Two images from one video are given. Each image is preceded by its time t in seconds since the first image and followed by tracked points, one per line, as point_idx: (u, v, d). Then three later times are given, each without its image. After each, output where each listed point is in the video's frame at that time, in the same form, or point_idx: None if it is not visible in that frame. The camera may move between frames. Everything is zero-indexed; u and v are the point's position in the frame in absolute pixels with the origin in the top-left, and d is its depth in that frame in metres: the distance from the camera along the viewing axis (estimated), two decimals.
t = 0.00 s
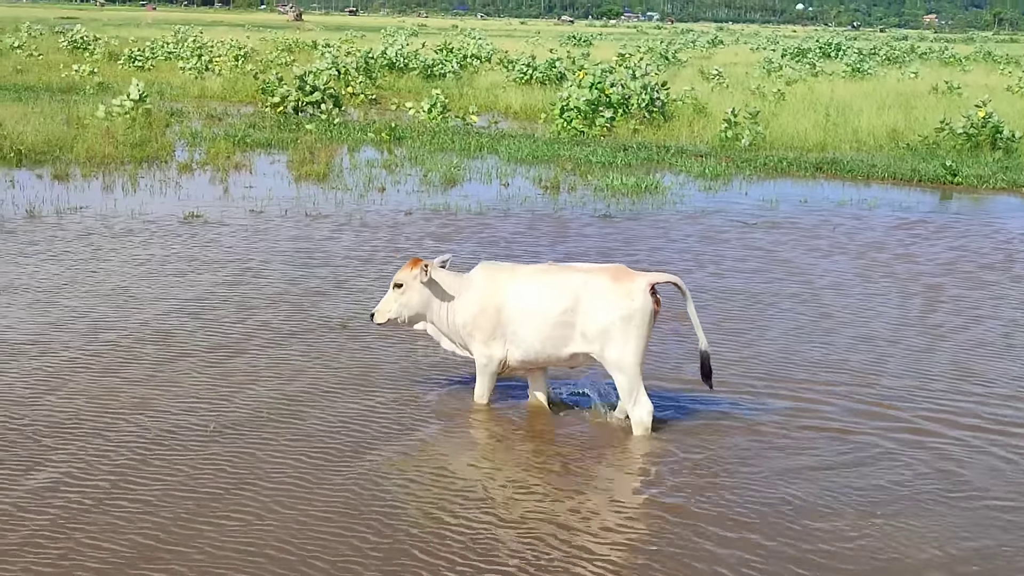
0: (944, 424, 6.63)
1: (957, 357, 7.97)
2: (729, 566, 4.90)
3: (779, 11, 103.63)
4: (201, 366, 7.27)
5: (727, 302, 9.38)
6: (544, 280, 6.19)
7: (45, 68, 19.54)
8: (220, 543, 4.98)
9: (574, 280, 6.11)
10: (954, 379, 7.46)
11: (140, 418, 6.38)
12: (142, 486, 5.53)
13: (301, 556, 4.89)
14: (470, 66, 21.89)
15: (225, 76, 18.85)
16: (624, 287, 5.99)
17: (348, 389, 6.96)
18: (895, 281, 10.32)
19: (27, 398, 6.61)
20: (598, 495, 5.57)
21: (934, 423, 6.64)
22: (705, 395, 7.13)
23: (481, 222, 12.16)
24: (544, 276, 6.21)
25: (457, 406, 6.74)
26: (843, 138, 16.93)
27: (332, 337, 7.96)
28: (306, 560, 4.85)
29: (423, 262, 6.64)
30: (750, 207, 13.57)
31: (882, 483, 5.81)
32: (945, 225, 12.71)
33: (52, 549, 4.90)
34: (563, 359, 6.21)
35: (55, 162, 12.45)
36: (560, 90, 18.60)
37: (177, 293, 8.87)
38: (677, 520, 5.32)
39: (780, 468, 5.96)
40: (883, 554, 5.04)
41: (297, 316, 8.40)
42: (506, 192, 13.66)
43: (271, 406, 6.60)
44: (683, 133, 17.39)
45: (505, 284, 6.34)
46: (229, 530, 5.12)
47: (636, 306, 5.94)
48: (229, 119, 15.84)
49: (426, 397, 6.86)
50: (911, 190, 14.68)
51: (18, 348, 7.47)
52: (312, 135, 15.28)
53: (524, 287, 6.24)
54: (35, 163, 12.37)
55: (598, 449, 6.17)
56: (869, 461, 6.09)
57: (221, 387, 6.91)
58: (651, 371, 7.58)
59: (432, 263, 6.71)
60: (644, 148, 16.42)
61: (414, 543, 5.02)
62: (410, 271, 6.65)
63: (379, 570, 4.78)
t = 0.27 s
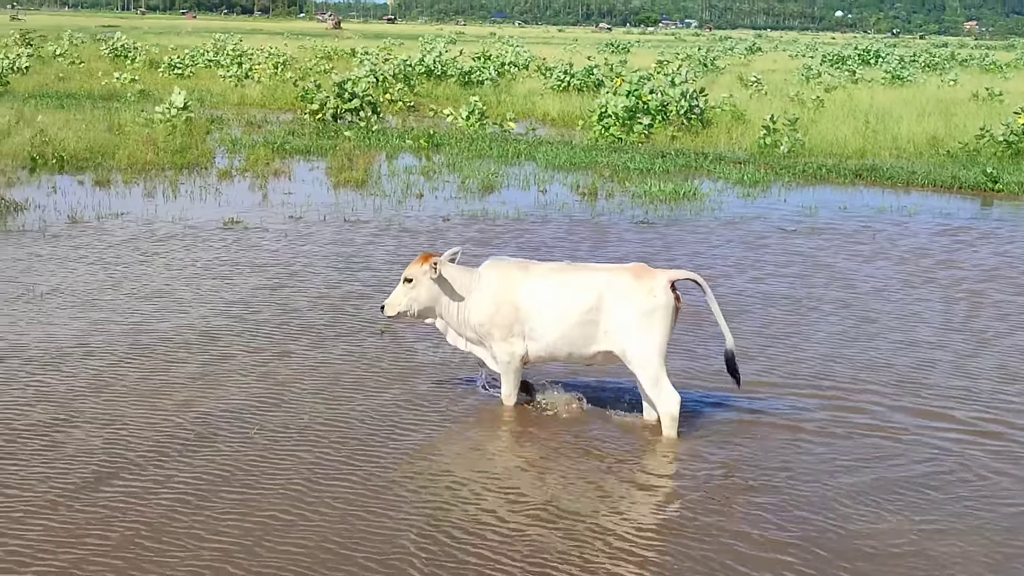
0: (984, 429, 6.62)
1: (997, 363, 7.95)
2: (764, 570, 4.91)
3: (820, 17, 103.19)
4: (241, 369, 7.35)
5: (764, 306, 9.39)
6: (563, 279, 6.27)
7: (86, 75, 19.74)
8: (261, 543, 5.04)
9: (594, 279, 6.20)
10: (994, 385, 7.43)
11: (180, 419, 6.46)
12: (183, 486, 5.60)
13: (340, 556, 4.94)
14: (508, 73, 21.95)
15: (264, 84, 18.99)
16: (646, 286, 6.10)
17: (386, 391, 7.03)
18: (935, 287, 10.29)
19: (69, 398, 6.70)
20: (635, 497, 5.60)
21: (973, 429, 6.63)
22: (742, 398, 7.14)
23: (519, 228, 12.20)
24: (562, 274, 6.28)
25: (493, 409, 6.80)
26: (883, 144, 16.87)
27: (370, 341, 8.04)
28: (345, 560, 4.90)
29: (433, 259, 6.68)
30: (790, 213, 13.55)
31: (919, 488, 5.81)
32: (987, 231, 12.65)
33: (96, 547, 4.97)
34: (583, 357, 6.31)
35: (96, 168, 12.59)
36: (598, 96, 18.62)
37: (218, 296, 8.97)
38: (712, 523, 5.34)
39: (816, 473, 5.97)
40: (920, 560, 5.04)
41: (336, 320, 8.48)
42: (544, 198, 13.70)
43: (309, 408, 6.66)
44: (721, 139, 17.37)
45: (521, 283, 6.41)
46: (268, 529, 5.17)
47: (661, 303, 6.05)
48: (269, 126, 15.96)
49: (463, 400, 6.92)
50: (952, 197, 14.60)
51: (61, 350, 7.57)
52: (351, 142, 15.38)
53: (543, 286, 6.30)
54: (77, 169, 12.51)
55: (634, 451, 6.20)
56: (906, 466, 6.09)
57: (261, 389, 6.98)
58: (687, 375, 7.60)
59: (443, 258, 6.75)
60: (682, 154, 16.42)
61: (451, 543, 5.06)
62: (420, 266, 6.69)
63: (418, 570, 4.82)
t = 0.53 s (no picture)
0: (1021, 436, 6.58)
1: None
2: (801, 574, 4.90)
3: (858, 23, 102.75)
4: (278, 372, 7.40)
5: (801, 312, 9.37)
6: (584, 277, 6.39)
7: (124, 82, 19.91)
8: (300, 544, 5.07)
9: (613, 274, 6.30)
10: None
11: (218, 421, 6.51)
12: (222, 487, 5.64)
13: (378, 557, 4.97)
14: (543, 80, 21.98)
15: (300, 91, 19.10)
16: (662, 278, 6.17)
17: (422, 395, 7.06)
18: (972, 294, 10.23)
19: (105, 400, 6.76)
20: (671, 500, 5.61)
21: (1009, 435, 6.59)
22: (778, 401, 7.14)
23: (555, 234, 12.23)
24: (583, 272, 6.40)
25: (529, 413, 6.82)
26: (920, 151, 16.79)
27: (406, 347, 8.08)
28: (383, 561, 4.93)
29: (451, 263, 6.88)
30: (826, 220, 13.51)
31: (957, 493, 5.79)
32: None
33: (137, 546, 5.01)
34: (605, 352, 6.39)
35: (134, 174, 12.70)
36: (633, 103, 18.62)
37: (255, 301, 9.03)
38: (749, 526, 5.33)
39: (852, 477, 5.96)
40: (958, 565, 5.02)
41: (372, 325, 8.52)
42: (579, 205, 13.72)
43: (342, 412, 6.69)
44: (757, 146, 17.34)
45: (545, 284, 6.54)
46: (307, 530, 5.20)
47: (679, 292, 6.12)
48: (305, 132, 16.05)
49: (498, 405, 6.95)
50: (990, 204, 14.52)
51: (100, 353, 7.64)
52: (386, 149, 15.44)
53: (564, 284, 6.43)
54: (115, 175, 12.63)
55: (670, 455, 6.21)
56: (943, 471, 6.07)
57: (298, 392, 7.03)
58: (723, 379, 7.60)
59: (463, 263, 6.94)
60: (717, 161, 16.40)
61: (489, 545, 5.08)
62: (440, 271, 6.90)
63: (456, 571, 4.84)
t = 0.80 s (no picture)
0: None
1: None
2: None
3: (887, 27, 102.39)
4: (307, 372, 7.42)
5: (832, 314, 9.33)
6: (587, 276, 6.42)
7: (156, 85, 20.03)
8: (330, 542, 5.07)
9: (615, 273, 6.31)
10: None
11: (248, 421, 6.53)
12: (251, 486, 5.65)
13: (407, 555, 4.96)
14: (572, 83, 22.00)
15: (330, 94, 19.18)
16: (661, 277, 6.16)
17: (451, 396, 7.07)
18: (1004, 296, 10.17)
19: (134, 400, 6.80)
20: (702, 500, 5.58)
21: None
22: (809, 403, 7.11)
23: (583, 236, 12.22)
24: (587, 271, 6.43)
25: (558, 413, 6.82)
26: (951, 154, 16.71)
27: (435, 349, 8.09)
28: (413, 560, 4.92)
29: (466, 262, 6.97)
30: (857, 223, 13.45)
31: (991, 495, 5.74)
32: None
33: (166, 544, 5.02)
34: (606, 349, 6.42)
35: (165, 176, 12.78)
36: (662, 106, 18.61)
37: (285, 303, 9.06)
38: (780, 527, 5.31)
39: (884, 479, 5.93)
40: (989, 567, 4.98)
41: (402, 326, 8.54)
42: (608, 207, 13.72)
43: (369, 412, 6.71)
44: (787, 149, 17.30)
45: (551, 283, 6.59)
46: (335, 528, 5.20)
47: (676, 292, 6.11)
48: (334, 135, 16.12)
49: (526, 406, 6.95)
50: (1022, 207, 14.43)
51: (129, 353, 7.69)
52: (415, 151, 15.49)
53: (568, 283, 6.47)
54: (146, 178, 12.70)
55: (701, 455, 6.19)
56: (977, 473, 6.02)
57: (327, 393, 7.04)
58: (753, 380, 7.57)
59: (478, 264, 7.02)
60: (747, 164, 16.37)
61: (518, 544, 5.07)
62: (451, 271, 6.99)
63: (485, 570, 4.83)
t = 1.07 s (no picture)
0: None
1: None
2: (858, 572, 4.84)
3: (915, 23, 101.85)
4: (330, 369, 7.44)
5: (855, 311, 9.30)
6: (588, 269, 6.56)
7: (180, 83, 20.11)
8: (354, 536, 5.07)
9: (614, 271, 6.45)
10: None
11: (271, 417, 6.54)
12: (275, 480, 5.66)
13: (431, 549, 4.96)
14: (596, 80, 21.98)
15: (354, 91, 19.22)
16: (658, 280, 6.29)
17: (474, 393, 7.07)
18: None
19: (158, 395, 6.84)
20: (727, 496, 5.56)
21: None
22: (833, 400, 7.08)
23: (607, 233, 12.21)
24: (589, 265, 6.57)
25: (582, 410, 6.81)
26: (977, 151, 16.62)
27: (459, 347, 8.10)
28: (437, 554, 4.92)
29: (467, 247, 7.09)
30: (881, 220, 13.41)
31: (1019, 492, 5.70)
32: None
33: (190, 537, 5.03)
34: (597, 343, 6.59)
35: (189, 174, 12.84)
36: (686, 103, 18.58)
37: (308, 300, 9.08)
38: (805, 524, 5.28)
39: (909, 476, 5.90)
40: (1010, 563, 4.96)
41: (425, 325, 8.55)
42: (631, 204, 13.71)
43: (390, 408, 6.73)
44: (812, 146, 17.25)
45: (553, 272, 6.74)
46: (359, 523, 5.20)
47: (666, 297, 6.23)
48: (358, 132, 16.16)
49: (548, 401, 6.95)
50: None
51: (153, 349, 7.73)
52: (438, 148, 15.51)
53: (569, 274, 6.62)
54: (170, 175, 12.76)
55: (725, 450, 6.17)
56: (1004, 470, 5.98)
57: (350, 390, 7.05)
58: (777, 376, 7.55)
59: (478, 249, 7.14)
60: (771, 161, 16.32)
61: (542, 539, 5.06)
62: (453, 257, 7.15)
63: (508, 564, 4.82)
